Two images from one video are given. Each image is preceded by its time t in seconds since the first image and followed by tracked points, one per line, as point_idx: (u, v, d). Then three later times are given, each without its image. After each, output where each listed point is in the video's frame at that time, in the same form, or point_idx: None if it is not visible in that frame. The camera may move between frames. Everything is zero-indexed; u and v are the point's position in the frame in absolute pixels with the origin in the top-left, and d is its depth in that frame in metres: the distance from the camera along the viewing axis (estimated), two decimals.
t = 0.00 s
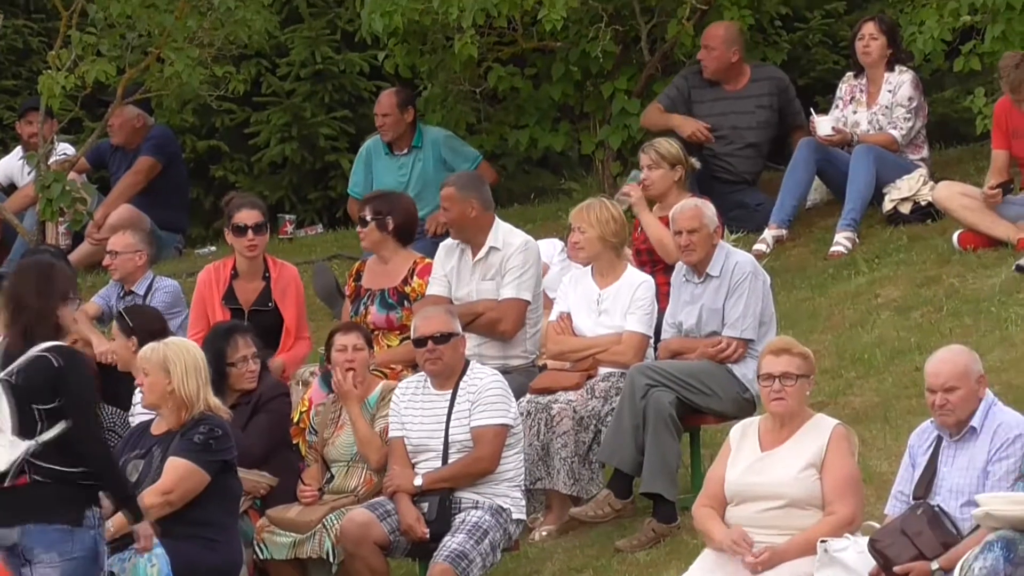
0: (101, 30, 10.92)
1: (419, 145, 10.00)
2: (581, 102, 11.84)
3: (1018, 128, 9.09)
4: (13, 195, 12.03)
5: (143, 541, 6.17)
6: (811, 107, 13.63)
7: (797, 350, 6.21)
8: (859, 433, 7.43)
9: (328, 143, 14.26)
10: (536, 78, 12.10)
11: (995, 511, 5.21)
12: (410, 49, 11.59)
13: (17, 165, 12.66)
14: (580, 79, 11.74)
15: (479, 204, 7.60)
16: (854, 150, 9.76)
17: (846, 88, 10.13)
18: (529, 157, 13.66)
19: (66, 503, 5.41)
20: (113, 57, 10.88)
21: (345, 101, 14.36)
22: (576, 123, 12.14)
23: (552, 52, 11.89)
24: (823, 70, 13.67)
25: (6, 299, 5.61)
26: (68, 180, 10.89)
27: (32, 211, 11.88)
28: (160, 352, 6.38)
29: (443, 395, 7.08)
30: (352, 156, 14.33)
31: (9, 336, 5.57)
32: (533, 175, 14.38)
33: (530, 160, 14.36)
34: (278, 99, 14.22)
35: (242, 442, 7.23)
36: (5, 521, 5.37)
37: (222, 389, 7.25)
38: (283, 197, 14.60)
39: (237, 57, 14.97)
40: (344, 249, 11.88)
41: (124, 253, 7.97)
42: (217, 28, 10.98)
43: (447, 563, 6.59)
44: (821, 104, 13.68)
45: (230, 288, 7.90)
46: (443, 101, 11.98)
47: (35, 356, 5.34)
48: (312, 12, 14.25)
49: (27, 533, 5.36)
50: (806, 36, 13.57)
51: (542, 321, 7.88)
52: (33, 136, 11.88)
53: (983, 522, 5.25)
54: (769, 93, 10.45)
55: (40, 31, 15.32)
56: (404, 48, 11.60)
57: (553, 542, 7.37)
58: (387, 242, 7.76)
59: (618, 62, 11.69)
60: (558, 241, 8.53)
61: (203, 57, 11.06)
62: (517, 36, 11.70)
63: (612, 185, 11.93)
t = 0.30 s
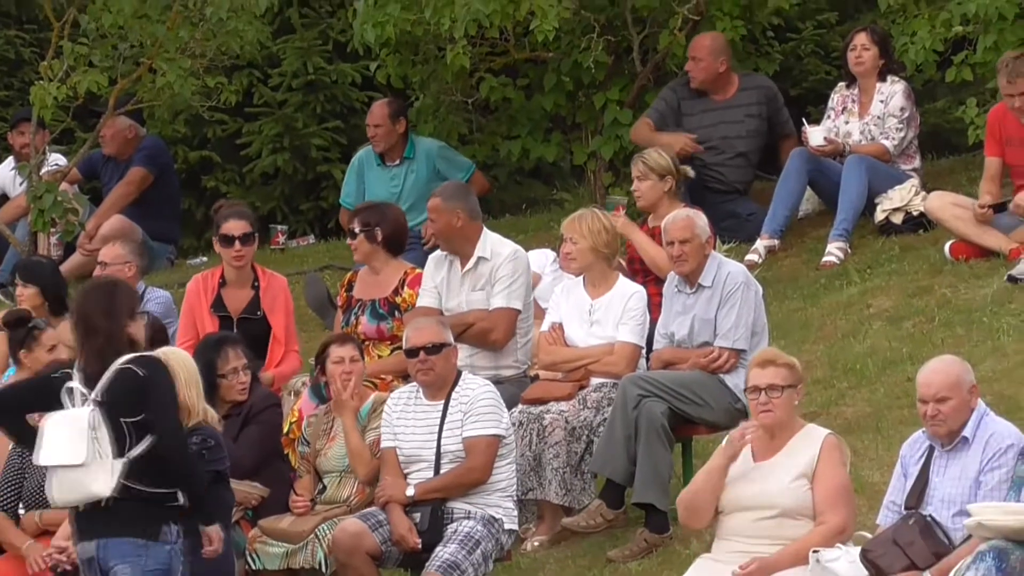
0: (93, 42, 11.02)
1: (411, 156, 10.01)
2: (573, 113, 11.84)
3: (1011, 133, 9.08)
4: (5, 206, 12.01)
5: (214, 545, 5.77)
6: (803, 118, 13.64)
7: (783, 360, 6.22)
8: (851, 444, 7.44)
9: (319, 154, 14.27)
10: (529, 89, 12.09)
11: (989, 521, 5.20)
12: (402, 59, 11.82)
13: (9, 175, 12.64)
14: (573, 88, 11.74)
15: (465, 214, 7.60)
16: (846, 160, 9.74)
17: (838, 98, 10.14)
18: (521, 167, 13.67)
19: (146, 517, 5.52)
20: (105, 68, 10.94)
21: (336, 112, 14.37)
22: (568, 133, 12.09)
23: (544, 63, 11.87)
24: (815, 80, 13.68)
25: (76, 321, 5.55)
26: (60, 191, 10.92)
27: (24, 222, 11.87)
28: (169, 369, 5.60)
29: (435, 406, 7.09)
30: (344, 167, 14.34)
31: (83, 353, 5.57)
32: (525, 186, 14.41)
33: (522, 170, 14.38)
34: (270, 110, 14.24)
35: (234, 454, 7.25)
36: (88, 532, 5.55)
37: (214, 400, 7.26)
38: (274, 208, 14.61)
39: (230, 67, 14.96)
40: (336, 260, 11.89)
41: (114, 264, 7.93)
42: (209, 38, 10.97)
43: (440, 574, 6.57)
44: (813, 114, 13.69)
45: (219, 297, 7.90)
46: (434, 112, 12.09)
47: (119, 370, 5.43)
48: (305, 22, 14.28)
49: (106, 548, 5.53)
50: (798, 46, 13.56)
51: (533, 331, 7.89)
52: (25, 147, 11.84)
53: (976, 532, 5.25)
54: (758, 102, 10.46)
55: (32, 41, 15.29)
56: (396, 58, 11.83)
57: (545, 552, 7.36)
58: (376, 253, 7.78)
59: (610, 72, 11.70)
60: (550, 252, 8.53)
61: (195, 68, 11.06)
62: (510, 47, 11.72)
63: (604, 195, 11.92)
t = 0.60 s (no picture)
0: (86, 53, 11.18)
1: (404, 168, 10.06)
2: (566, 125, 11.85)
3: (1004, 145, 9.16)
4: None
5: (266, 543, 5.61)
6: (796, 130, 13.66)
7: (778, 372, 6.24)
8: (844, 456, 7.44)
9: (312, 166, 14.30)
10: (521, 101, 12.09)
11: (981, 533, 5.26)
12: (395, 71, 11.71)
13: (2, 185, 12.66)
14: (565, 101, 11.75)
15: (462, 224, 7.65)
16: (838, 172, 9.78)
17: (830, 110, 10.18)
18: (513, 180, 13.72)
19: (220, 514, 5.59)
20: (98, 80, 11.12)
21: (329, 124, 14.41)
22: (560, 146, 12.12)
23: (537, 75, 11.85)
24: (808, 92, 13.69)
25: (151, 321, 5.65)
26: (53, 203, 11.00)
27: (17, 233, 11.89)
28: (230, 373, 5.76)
29: (428, 417, 7.05)
30: (336, 179, 14.37)
31: (158, 353, 5.66)
32: (517, 198, 14.46)
33: (514, 183, 14.42)
34: (263, 122, 14.27)
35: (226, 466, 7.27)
36: (167, 533, 5.61)
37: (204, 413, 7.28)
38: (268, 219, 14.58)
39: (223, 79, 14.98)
40: (329, 272, 11.93)
41: (104, 276, 7.96)
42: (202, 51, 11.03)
43: None
44: (806, 127, 13.69)
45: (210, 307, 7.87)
46: (427, 124, 12.07)
47: (188, 368, 5.53)
48: (297, 34, 14.31)
49: (190, 549, 5.60)
50: (790, 58, 13.57)
51: (524, 343, 7.91)
52: (18, 159, 11.87)
53: (968, 544, 5.31)
54: (754, 115, 10.49)
55: (25, 53, 15.32)
56: (389, 70, 11.73)
57: (537, 564, 7.34)
58: (366, 265, 7.78)
59: (603, 84, 11.69)
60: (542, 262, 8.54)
61: (187, 80, 11.14)
62: (501, 58, 11.67)
63: (597, 207, 11.96)
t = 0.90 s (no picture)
0: (65, 64, 11.17)
1: (385, 178, 10.09)
2: (544, 136, 11.79)
3: (982, 157, 9.23)
4: None
5: (335, 559, 5.85)
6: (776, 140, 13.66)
7: (759, 383, 6.21)
8: (823, 467, 7.45)
9: (291, 176, 14.31)
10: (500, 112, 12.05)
11: (958, 544, 5.41)
12: (374, 82, 11.79)
13: None
14: (544, 112, 11.73)
15: (449, 233, 7.69)
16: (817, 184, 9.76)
17: (810, 121, 10.22)
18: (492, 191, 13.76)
19: (299, 523, 5.80)
20: (78, 90, 11.10)
21: (308, 134, 14.44)
22: (540, 155, 12.05)
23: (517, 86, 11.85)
24: (788, 103, 13.66)
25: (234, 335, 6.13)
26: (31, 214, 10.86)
27: None
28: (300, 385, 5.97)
29: (406, 428, 7.03)
30: (315, 189, 14.37)
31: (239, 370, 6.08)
32: (496, 209, 14.49)
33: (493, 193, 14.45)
34: (242, 132, 14.28)
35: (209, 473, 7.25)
36: (245, 540, 5.80)
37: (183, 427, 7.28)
38: (246, 230, 14.62)
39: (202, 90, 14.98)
40: (308, 283, 11.96)
41: (82, 287, 8.04)
42: (179, 62, 11.05)
43: None
44: (786, 138, 13.70)
45: (187, 318, 7.87)
46: (406, 134, 12.14)
47: (269, 382, 5.77)
48: (276, 44, 14.35)
49: (266, 554, 5.78)
50: (770, 69, 13.56)
51: (503, 354, 7.89)
52: None
53: (947, 555, 5.46)
54: (742, 128, 10.47)
55: (5, 64, 15.31)
56: (368, 80, 11.78)
57: None
58: (342, 276, 7.77)
59: (581, 94, 11.69)
60: (521, 275, 8.58)
61: (166, 90, 11.21)
62: (481, 69, 11.70)
63: (576, 218, 11.93)
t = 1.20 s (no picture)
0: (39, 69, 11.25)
1: (361, 185, 10.15)
2: (519, 141, 11.91)
3: (957, 164, 9.27)
4: None
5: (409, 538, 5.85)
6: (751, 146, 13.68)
7: (727, 389, 6.16)
8: (797, 473, 7.44)
9: (265, 182, 14.33)
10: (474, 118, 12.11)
11: (933, 550, 5.36)
12: (349, 87, 11.69)
13: None
14: (519, 118, 11.83)
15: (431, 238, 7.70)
16: (792, 189, 9.85)
17: (784, 127, 10.25)
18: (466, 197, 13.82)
19: (346, 511, 5.47)
20: (52, 97, 11.24)
21: (283, 140, 14.46)
22: (514, 162, 12.14)
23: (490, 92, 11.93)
24: (762, 109, 13.62)
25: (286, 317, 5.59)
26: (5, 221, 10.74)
27: None
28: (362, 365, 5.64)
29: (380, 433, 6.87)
30: (290, 196, 14.38)
31: (290, 355, 5.57)
32: (470, 215, 14.52)
33: (468, 200, 14.48)
34: (216, 138, 14.32)
35: (185, 478, 7.22)
36: (295, 526, 5.48)
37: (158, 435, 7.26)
38: (220, 236, 14.67)
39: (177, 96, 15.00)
40: (281, 289, 12.11)
41: (56, 293, 8.12)
42: (154, 67, 11.27)
43: None
44: (760, 143, 13.72)
45: (159, 325, 7.87)
46: (380, 140, 12.11)
47: (322, 368, 5.41)
48: (250, 51, 14.41)
49: (303, 541, 5.47)
50: (745, 75, 13.57)
51: (479, 360, 7.90)
52: None
53: (922, 562, 5.41)
54: (716, 130, 10.55)
55: None
56: (343, 87, 11.70)
57: None
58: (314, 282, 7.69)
59: (556, 100, 11.79)
60: (495, 281, 8.62)
61: (140, 96, 11.38)
62: (455, 75, 11.67)
63: (549, 224, 11.99)
